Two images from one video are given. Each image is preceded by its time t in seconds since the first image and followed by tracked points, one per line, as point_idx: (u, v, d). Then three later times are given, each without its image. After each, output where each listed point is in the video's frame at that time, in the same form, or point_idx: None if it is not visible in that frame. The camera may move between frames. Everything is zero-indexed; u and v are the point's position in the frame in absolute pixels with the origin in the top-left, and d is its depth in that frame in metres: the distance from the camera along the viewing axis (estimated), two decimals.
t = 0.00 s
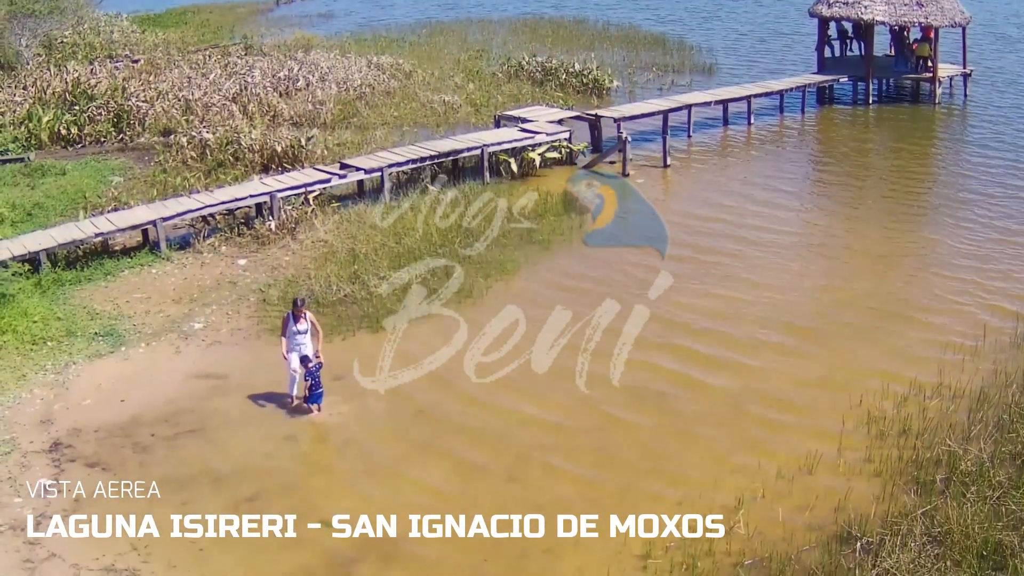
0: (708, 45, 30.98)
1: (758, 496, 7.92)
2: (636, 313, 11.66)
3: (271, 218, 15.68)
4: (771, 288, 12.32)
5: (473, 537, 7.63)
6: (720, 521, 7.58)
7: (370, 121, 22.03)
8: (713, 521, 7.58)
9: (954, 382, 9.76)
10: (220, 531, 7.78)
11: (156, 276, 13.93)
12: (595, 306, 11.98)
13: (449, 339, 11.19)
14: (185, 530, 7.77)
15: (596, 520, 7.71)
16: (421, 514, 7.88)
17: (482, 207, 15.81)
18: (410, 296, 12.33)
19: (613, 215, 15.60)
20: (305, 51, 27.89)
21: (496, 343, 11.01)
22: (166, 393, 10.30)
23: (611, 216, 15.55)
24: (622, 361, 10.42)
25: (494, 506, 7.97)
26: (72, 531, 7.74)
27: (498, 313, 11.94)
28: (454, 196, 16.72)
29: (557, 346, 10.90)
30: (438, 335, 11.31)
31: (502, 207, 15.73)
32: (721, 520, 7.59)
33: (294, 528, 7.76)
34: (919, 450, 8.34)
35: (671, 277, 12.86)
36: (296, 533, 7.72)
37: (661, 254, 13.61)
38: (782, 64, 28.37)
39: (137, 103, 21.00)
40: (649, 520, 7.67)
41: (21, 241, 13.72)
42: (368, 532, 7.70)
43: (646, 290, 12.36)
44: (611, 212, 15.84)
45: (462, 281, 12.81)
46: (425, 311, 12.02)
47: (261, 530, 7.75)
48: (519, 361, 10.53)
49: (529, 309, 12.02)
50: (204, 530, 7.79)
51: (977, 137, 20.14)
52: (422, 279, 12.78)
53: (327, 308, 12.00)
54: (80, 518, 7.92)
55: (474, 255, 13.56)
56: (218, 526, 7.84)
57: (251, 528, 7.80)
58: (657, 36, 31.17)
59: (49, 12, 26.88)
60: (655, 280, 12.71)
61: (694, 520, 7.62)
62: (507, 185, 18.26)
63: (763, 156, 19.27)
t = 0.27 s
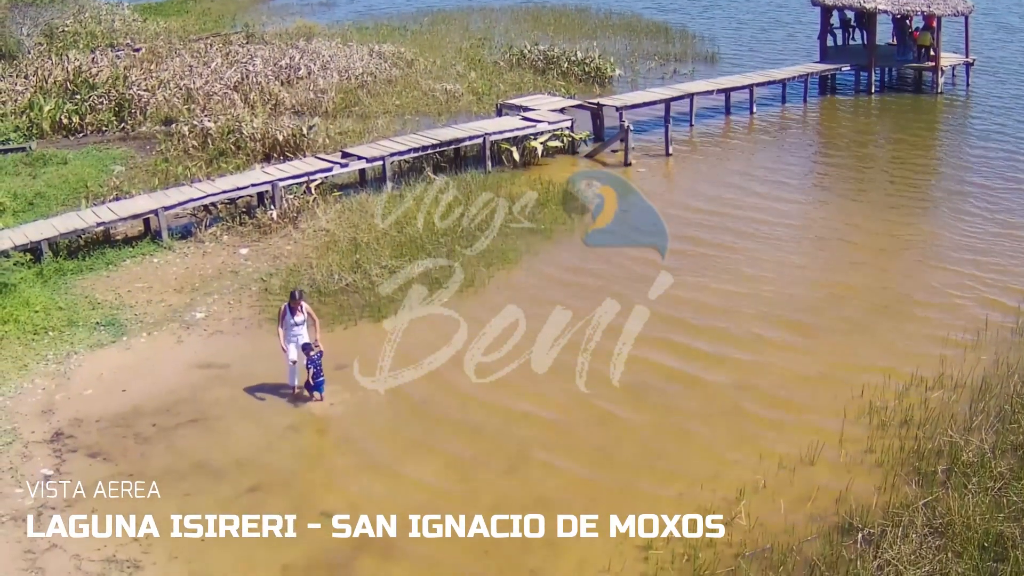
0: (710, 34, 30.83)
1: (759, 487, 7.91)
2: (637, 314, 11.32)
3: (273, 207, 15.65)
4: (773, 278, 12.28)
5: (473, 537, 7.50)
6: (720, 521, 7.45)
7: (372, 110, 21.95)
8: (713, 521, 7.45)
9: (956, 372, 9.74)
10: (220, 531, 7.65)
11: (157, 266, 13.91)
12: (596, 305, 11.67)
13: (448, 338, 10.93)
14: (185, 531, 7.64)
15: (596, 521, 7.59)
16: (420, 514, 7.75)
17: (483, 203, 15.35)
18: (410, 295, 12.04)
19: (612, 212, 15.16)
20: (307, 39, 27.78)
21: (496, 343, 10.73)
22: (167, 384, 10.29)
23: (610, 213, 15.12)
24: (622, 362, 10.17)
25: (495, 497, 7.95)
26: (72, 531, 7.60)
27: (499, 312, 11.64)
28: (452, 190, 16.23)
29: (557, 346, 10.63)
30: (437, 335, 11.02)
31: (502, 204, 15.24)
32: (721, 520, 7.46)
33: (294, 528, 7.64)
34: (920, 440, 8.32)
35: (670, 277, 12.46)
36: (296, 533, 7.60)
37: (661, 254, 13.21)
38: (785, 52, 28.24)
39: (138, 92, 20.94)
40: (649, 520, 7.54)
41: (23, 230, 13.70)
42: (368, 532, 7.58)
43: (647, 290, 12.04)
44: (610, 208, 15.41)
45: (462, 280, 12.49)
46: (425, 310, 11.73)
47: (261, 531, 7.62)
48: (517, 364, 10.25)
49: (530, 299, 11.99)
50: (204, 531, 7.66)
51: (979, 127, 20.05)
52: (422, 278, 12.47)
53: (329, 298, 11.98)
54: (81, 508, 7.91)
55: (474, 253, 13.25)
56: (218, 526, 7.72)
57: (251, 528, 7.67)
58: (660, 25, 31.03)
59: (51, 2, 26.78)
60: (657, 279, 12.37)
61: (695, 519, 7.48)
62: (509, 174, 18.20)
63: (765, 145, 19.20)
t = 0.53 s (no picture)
0: (712, 26, 30.72)
1: (760, 481, 7.90)
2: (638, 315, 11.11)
3: (274, 201, 15.63)
4: (774, 271, 12.25)
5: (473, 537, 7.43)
6: (720, 521, 7.36)
7: (373, 103, 21.88)
8: (713, 521, 7.37)
9: (957, 366, 9.72)
10: (220, 530, 7.56)
11: (158, 259, 13.90)
12: (596, 304, 11.47)
13: (448, 338, 10.77)
14: (184, 530, 7.55)
15: (597, 520, 7.51)
16: (420, 513, 7.67)
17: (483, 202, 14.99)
18: (410, 295, 11.86)
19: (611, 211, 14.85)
20: (308, 32, 27.69)
21: (495, 343, 10.56)
22: (168, 377, 10.29)
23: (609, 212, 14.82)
24: (622, 362, 10.01)
25: (496, 492, 7.93)
26: (72, 531, 7.53)
27: (499, 312, 11.45)
28: (451, 189, 15.79)
29: (557, 347, 10.46)
30: (436, 336, 10.85)
31: (501, 203, 14.89)
32: (721, 520, 7.37)
33: (294, 528, 7.54)
34: (921, 435, 8.31)
35: (670, 278, 12.21)
36: (295, 533, 7.52)
37: (660, 254, 12.95)
38: (786, 45, 28.13)
39: (139, 85, 20.89)
40: (649, 520, 7.45)
41: (23, 224, 13.68)
42: (368, 532, 7.49)
43: (647, 289, 11.84)
44: (609, 207, 15.11)
45: (462, 280, 12.30)
46: (425, 310, 11.55)
47: (261, 531, 7.54)
48: (514, 365, 10.08)
49: (530, 292, 11.98)
50: (204, 531, 7.57)
51: (980, 120, 19.99)
52: (422, 278, 12.29)
53: (330, 291, 11.97)
54: (82, 501, 7.91)
55: (474, 251, 13.07)
56: (217, 526, 7.62)
57: (251, 528, 7.58)
58: (662, 17, 30.92)
59: None
60: (657, 278, 12.15)
61: (695, 519, 7.40)
62: (510, 167, 18.16)
63: (767, 138, 19.14)
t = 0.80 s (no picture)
0: (713, 22, 30.68)
1: (761, 476, 7.89)
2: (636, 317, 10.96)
3: (274, 196, 15.63)
4: (774, 267, 12.25)
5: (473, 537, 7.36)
6: (720, 521, 7.30)
7: (373, 98, 21.85)
8: (713, 521, 7.30)
9: (957, 362, 9.72)
10: (220, 530, 7.49)
11: (158, 255, 13.90)
12: (596, 305, 11.35)
13: (447, 338, 10.67)
14: (184, 530, 7.48)
15: (597, 520, 7.45)
16: (421, 514, 7.60)
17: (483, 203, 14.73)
18: (410, 296, 11.77)
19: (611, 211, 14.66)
20: (309, 28, 27.66)
21: (495, 344, 10.44)
22: (169, 372, 10.29)
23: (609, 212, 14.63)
24: (621, 363, 9.90)
25: (496, 488, 7.91)
26: (72, 531, 7.47)
27: (498, 313, 11.33)
28: (451, 189, 15.43)
29: (556, 347, 10.35)
30: (435, 337, 10.73)
31: (502, 204, 14.67)
32: (721, 520, 7.31)
33: (294, 528, 7.48)
34: (921, 430, 8.31)
35: (671, 279, 12.05)
36: (296, 533, 7.45)
37: (661, 254, 12.79)
38: (787, 41, 28.11)
39: (140, 81, 20.87)
40: (650, 521, 7.39)
41: (23, 220, 13.66)
42: (368, 532, 7.42)
43: (647, 289, 11.71)
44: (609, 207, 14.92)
45: (462, 282, 12.19)
46: (426, 310, 11.45)
47: (261, 531, 7.46)
48: (513, 366, 9.96)
49: (531, 287, 11.97)
50: (204, 531, 7.50)
51: (980, 117, 19.97)
52: (423, 279, 12.19)
53: (330, 286, 11.97)
54: (82, 497, 7.89)
55: (474, 251, 12.95)
56: (217, 526, 7.56)
57: (251, 528, 7.51)
58: (663, 13, 30.86)
59: None
60: (657, 278, 12.02)
61: (695, 519, 7.34)
62: (510, 163, 18.15)
63: (768, 134, 19.13)
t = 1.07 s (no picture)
0: (713, 19, 30.64)
1: (761, 473, 7.89)
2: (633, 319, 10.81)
3: (274, 192, 15.62)
4: (775, 264, 12.24)
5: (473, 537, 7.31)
6: (720, 520, 7.24)
7: (373, 95, 21.82)
8: (713, 521, 7.25)
9: (957, 358, 9.71)
10: (220, 530, 7.44)
11: (158, 251, 13.89)
12: (596, 304, 11.24)
13: (447, 338, 10.58)
14: (184, 531, 7.43)
15: (597, 520, 7.40)
16: (421, 514, 7.55)
17: (483, 203, 14.56)
18: (409, 296, 11.67)
19: (612, 211, 14.50)
20: (309, 24, 27.61)
21: (494, 344, 10.34)
22: (169, 369, 10.30)
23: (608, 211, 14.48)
24: (620, 365, 9.79)
25: (496, 484, 7.91)
26: (72, 531, 7.42)
27: (498, 312, 11.22)
28: (452, 189, 15.15)
29: (555, 348, 10.25)
30: (433, 338, 10.62)
31: (502, 206, 14.50)
32: (722, 520, 7.26)
33: (295, 527, 7.44)
34: (921, 427, 8.31)
35: (670, 280, 11.86)
36: (296, 533, 7.40)
37: (661, 254, 12.65)
38: (787, 37, 28.07)
39: (140, 78, 20.86)
40: (650, 520, 7.34)
41: (23, 216, 13.65)
42: (368, 532, 7.37)
43: (647, 289, 11.59)
44: (609, 207, 14.75)
45: (462, 282, 12.08)
46: (425, 310, 11.35)
47: (261, 531, 7.42)
48: (511, 367, 9.86)
49: (530, 283, 11.99)
50: (204, 531, 7.45)
51: (981, 113, 19.94)
52: (423, 280, 12.09)
53: (330, 282, 11.98)
54: (83, 494, 7.88)
55: (473, 252, 12.82)
56: (217, 526, 7.51)
57: (251, 528, 7.46)
58: (664, 9, 30.82)
59: None
60: (657, 278, 11.88)
61: (695, 519, 7.28)
62: (510, 159, 18.14)
63: (768, 130, 19.11)
